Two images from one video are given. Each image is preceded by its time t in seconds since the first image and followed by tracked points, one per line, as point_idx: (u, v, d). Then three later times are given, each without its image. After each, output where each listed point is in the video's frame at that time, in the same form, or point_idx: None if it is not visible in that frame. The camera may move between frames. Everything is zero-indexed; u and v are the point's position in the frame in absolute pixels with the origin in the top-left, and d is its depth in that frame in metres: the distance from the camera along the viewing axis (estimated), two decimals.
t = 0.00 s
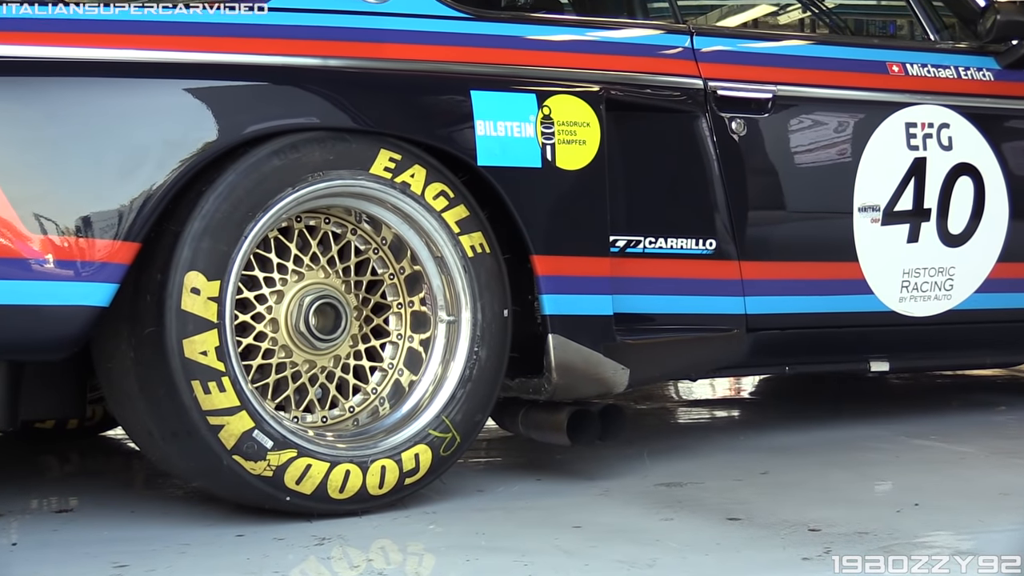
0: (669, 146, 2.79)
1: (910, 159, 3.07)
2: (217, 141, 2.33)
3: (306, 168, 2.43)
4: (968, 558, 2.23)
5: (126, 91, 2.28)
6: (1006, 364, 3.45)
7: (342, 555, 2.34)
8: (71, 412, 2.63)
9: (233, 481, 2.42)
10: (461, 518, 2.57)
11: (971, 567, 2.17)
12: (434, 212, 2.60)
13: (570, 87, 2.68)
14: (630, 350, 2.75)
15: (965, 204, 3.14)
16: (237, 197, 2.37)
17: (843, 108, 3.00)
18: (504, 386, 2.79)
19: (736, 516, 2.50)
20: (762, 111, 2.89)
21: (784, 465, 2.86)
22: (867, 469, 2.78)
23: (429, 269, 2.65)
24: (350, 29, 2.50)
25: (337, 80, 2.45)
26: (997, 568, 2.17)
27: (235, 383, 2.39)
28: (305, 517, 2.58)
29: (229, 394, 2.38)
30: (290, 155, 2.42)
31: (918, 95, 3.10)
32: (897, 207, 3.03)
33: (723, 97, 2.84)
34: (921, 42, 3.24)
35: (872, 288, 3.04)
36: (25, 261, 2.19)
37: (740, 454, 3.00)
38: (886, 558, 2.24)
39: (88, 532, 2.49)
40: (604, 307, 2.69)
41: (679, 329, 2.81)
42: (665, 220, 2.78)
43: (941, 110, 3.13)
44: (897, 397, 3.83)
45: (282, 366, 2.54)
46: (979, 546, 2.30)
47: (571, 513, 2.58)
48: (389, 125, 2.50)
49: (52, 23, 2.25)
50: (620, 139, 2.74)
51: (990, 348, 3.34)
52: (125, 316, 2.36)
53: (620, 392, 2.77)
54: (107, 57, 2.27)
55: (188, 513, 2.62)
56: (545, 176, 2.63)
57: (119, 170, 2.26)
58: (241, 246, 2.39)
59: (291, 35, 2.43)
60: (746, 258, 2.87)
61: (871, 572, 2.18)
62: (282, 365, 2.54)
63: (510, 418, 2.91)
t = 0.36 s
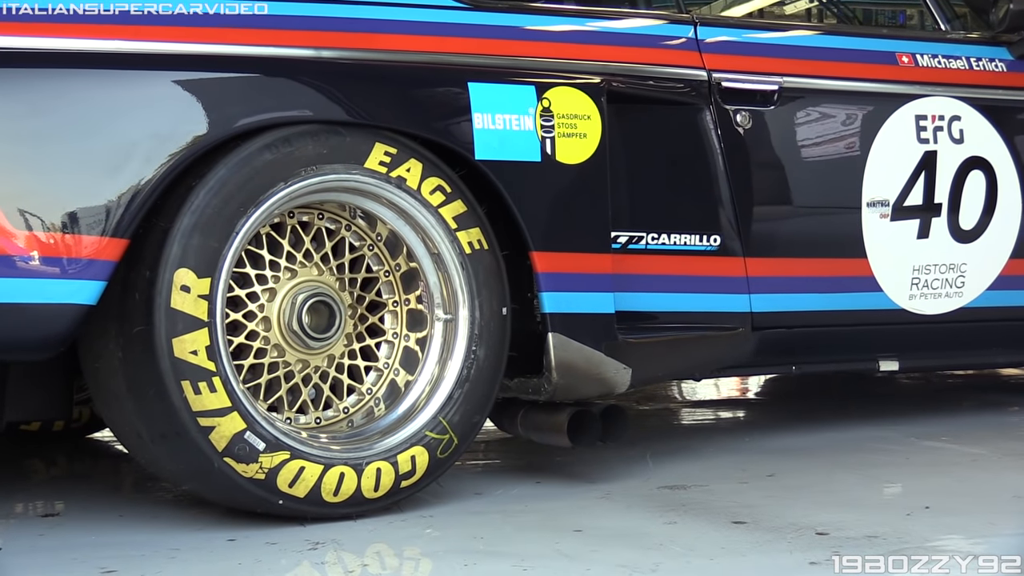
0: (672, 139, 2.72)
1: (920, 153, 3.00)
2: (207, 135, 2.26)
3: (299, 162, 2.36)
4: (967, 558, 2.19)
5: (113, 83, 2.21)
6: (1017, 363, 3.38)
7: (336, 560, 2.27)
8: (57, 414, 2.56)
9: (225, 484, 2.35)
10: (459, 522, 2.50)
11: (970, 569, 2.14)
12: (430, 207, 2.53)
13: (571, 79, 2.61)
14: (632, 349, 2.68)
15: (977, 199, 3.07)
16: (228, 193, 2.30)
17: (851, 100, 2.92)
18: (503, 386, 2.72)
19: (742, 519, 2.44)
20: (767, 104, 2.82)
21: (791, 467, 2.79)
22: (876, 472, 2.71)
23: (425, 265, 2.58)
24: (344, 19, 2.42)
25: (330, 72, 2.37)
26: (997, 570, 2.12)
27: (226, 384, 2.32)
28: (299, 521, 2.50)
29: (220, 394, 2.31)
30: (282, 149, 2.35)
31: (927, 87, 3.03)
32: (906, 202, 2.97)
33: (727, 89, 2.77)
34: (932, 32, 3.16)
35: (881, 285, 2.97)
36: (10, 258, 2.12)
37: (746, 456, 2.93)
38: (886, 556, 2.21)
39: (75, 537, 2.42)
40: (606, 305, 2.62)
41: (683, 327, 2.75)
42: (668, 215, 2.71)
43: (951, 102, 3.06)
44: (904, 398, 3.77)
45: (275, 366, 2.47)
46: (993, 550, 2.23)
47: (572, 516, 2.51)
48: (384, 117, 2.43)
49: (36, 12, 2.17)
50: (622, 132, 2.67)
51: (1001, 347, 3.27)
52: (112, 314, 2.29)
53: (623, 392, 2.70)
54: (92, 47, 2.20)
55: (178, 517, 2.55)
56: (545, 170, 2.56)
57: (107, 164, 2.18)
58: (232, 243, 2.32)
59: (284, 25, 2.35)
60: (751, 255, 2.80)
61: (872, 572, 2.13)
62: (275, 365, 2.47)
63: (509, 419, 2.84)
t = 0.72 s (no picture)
0: (677, 131, 2.65)
1: (932, 145, 2.93)
2: (198, 125, 2.19)
3: (293, 154, 2.29)
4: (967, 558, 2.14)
5: (101, 72, 2.13)
6: None
7: (331, 562, 2.20)
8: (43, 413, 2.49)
9: (217, 485, 2.28)
10: (457, 524, 2.44)
11: (969, 568, 2.09)
12: (428, 200, 2.46)
13: (572, 68, 2.54)
14: (634, 347, 2.62)
15: (990, 192, 3.00)
16: (220, 185, 2.23)
17: (861, 90, 2.85)
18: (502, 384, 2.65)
19: (748, 521, 2.37)
20: (775, 94, 2.75)
21: (798, 468, 2.73)
22: (885, 473, 2.65)
23: (423, 260, 2.51)
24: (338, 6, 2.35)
25: (325, 61, 2.30)
26: (996, 570, 2.07)
27: (218, 382, 2.25)
28: (293, 523, 2.44)
29: (212, 392, 2.24)
30: (275, 141, 2.28)
31: (939, 76, 2.96)
32: (918, 195, 2.90)
33: (733, 79, 2.70)
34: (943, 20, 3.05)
35: (892, 281, 2.90)
36: None
37: (751, 457, 2.87)
38: (886, 556, 2.17)
39: (61, 539, 2.35)
40: (608, 301, 2.55)
41: (688, 324, 2.68)
42: (672, 209, 2.64)
43: (964, 93, 2.99)
44: (912, 397, 3.70)
45: (268, 363, 2.40)
46: (1006, 552, 2.17)
47: (573, 518, 2.44)
48: (380, 108, 2.36)
49: None
50: (625, 123, 2.60)
51: (1012, 345, 3.20)
52: (101, 310, 2.22)
53: (625, 390, 2.63)
54: (79, 35, 2.13)
55: (168, 519, 2.48)
56: (546, 162, 2.50)
57: (95, 156, 2.11)
58: (224, 237, 2.25)
59: (276, 12, 2.28)
60: (758, 250, 2.73)
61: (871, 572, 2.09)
62: (268, 363, 2.40)
63: (509, 418, 2.78)
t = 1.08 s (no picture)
0: (681, 119, 2.58)
1: (945, 133, 2.86)
2: (190, 113, 2.12)
3: (287, 142, 2.23)
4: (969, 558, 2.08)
5: (88, 57, 2.06)
6: None
7: (326, 561, 2.14)
8: (31, 409, 2.42)
9: (208, 482, 2.21)
10: (456, 523, 2.37)
11: (970, 568, 2.03)
12: (426, 190, 2.39)
13: (575, 54, 2.47)
14: (637, 341, 2.55)
15: (1004, 182, 2.93)
16: (211, 174, 2.16)
17: (872, 77, 2.78)
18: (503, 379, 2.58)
19: (754, 520, 2.31)
20: (783, 81, 2.68)
21: (807, 466, 2.66)
22: (895, 470, 2.58)
23: (420, 251, 2.44)
24: None
25: (319, 46, 2.23)
26: (997, 569, 2.01)
27: (210, 376, 2.19)
28: (287, 521, 2.37)
29: (204, 387, 2.17)
30: (268, 129, 2.21)
31: (951, 63, 2.89)
32: (930, 184, 2.83)
33: (740, 65, 2.63)
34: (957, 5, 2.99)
35: (902, 273, 2.83)
36: None
37: (758, 454, 2.81)
38: (885, 555, 2.10)
39: (48, 538, 2.28)
40: (611, 294, 2.49)
41: (694, 317, 2.61)
42: (677, 199, 2.58)
43: (979, 80, 2.92)
44: (921, 393, 3.64)
45: (262, 358, 2.33)
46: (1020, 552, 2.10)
47: (575, 516, 2.38)
48: (377, 94, 2.29)
49: None
50: (629, 111, 2.53)
51: None
52: (89, 303, 2.15)
53: (628, 385, 2.57)
54: (66, 19, 2.05)
55: (158, 517, 2.42)
56: (547, 151, 2.43)
57: (83, 143, 2.04)
58: (216, 227, 2.18)
59: None
60: (765, 241, 2.67)
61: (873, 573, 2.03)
62: (261, 357, 2.33)
63: (509, 414, 2.72)
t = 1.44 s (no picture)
0: (685, 110, 2.53)
1: (955, 124, 2.81)
2: (183, 102, 2.07)
3: (282, 133, 2.18)
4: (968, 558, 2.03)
5: (79, 44, 2.01)
6: None
7: (321, 561, 2.09)
8: (20, 405, 2.37)
9: (202, 480, 2.17)
10: (454, 522, 2.32)
11: (970, 568, 1.98)
12: (424, 181, 2.34)
13: (577, 44, 2.42)
14: (640, 336, 2.51)
15: (1015, 174, 2.88)
16: (205, 165, 2.11)
17: (880, 67, 2.74)
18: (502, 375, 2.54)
19: (759, 519, 2.26)
20: (789, 71, 2.63)
21: (812, 464, 2.62)
22: (903, 469, 2.54)
23: (418, 244, 2.39)
24: None
25: (316, 34, 2.18)
26: (998, 570, 1.97)
27: (203, 372, 2.14)
28: (282, 519, 2.32)
29: (197, 382, 2.12)
30: (263, 119, 2.15)
31: (961, 53, 2.85)
32: (939, 177, 2.77)
33: (745, 55, 2.58)
34: None
35: (910, 268, 2.79)
36: None
37: (762, 452, 2.76)
38: (884, 554, 2.06)
39: (37, 537, 2.23)
40: (614, 288, 2.44)
41: (697, 312, 2.57)
42: (681, 192, 2.53)
43: (989, 70, 2.87)
44: (928, 391, 3.59)
45: (256, 353, 2.28)
46: None
47: (576, 515, 2.33)
48: (375, 84, 2.24)
49: None
50: (632, 101, 2.49)
51: None
52: (80, 297, 2.10)
53: (630, 381, 2.53)
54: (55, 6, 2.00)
55: (151, 516, 2.37)
56: (548, 142, 2.38)
57: (74, 133, 1.99)
58: (210, 219, 2.13)
59: None
60: (771, 235, 2.62)
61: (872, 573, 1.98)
62: (255, 352, 2.28)
63: (509, 411, 2.67)
